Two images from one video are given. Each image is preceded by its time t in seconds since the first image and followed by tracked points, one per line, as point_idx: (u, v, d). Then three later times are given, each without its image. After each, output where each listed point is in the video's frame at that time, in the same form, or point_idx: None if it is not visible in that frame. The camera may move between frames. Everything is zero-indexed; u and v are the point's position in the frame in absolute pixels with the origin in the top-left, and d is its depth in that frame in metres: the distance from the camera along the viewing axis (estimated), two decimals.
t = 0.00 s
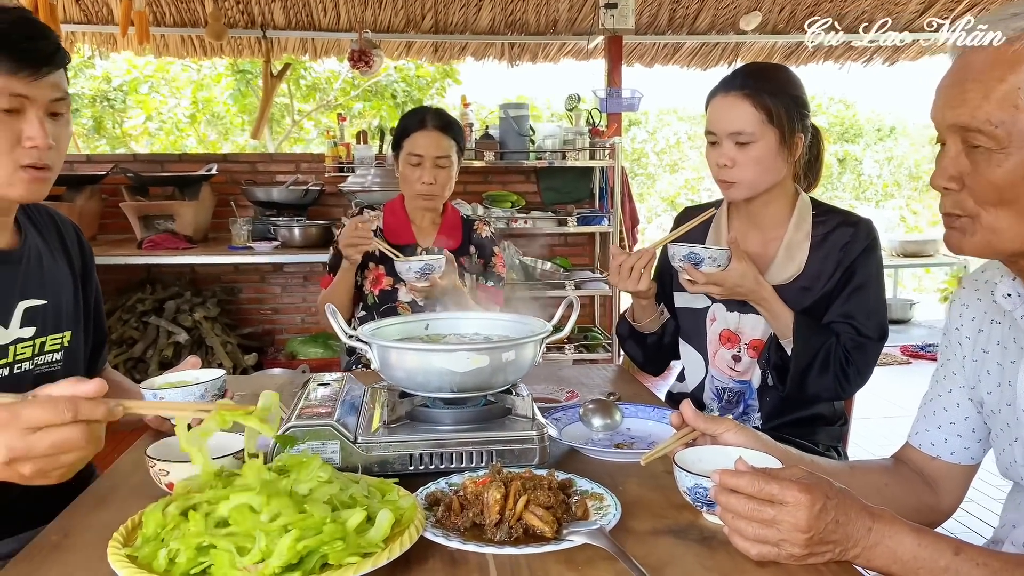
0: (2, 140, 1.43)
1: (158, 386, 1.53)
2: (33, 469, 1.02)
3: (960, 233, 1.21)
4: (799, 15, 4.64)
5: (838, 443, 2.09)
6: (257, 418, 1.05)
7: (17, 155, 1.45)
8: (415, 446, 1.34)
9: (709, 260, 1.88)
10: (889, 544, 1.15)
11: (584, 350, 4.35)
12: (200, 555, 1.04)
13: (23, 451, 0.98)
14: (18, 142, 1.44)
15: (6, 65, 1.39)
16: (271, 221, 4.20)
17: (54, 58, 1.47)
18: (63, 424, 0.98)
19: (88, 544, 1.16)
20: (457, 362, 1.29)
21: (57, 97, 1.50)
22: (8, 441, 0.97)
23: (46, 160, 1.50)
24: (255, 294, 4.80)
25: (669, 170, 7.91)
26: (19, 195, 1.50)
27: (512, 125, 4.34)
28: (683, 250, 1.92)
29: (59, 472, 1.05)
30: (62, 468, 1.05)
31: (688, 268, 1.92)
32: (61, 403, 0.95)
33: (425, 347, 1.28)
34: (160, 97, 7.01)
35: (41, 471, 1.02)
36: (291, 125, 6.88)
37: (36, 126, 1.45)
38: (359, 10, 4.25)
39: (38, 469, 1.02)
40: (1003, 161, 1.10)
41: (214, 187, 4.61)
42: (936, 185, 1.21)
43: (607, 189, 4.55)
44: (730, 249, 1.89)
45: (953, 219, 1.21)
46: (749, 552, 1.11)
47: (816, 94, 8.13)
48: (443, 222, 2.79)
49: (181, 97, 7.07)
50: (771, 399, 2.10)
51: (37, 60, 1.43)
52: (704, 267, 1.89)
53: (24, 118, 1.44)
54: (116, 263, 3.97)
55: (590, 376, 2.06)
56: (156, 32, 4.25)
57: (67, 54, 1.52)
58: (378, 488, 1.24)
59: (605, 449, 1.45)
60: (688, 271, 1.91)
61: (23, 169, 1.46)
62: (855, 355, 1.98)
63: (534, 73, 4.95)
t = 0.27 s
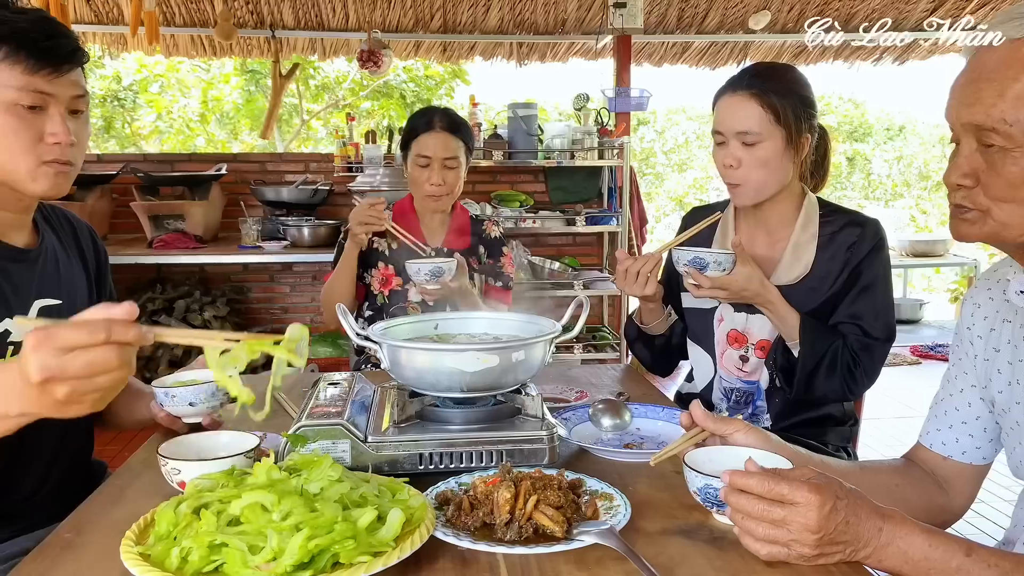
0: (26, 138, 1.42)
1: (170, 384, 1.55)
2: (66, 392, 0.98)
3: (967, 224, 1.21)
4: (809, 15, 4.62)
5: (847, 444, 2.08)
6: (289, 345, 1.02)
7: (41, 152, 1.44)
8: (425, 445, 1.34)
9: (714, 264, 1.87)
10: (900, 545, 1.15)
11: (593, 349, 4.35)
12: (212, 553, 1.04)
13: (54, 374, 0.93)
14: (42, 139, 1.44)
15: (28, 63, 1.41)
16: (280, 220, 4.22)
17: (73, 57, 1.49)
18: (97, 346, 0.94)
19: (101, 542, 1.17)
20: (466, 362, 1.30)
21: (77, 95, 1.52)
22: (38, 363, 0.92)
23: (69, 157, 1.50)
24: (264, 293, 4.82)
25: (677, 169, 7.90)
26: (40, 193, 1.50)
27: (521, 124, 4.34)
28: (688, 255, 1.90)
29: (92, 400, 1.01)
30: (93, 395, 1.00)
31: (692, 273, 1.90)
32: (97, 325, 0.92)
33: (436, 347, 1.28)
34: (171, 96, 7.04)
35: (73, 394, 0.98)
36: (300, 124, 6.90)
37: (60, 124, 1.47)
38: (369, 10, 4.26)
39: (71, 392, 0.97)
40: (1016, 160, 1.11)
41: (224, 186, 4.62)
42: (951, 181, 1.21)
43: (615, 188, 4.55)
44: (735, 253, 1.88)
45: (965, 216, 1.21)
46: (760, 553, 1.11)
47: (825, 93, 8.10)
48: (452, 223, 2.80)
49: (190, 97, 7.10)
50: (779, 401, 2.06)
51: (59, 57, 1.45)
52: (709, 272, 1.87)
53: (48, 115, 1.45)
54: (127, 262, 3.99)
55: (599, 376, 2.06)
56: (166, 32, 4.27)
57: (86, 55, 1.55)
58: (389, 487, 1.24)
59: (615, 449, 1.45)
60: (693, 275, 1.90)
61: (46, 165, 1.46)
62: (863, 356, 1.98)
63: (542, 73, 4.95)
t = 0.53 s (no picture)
0: (58, 133, 1.44)
1: (180, 383, 1.56)
2: (183, 268, 1.01)
3: (975, 223, 1.23)
4: (817, 14, 4.60)
5: (857, 445, 2.06)
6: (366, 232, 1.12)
7: (71, 147, 1.46)
8: (433, 445, 1.34)
9: (702, 278, 1.90)
10: (910, 546, 1.15)
11: (600, 350, 4.35)
12: (222, 552, 1.04)
13: (180, 241, 0.98)
14: (71, 134, 1.46)
15: (51, 60, 1.44)
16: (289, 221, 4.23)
17: (89, 56, 1.52)
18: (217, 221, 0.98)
19: (112, 541, 1.17)
20: (474, 362, 1.30)
21: (97, 90, 1.55)
22: (167, 230, 0.96)
23: (93, 151, 1.53)
24: (272, 293, 4.83)
25: (685, 170, 7.88)
26: (68, 190, 1.51)
27: (528, 125, 4.35)
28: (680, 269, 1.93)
29: (204, 275, 1.04)
30: (201, 274, 1.04)
31: (681, 287, 1.92)
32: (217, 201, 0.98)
33: (445, 347, 1.28)
34: (179, 97, 7.07)
35: (189, 271, 1.02)
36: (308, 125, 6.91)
37: (86, 119, 1.50)
38: (376, 11, 4.27)
39: (192, 262, 1.01)
40: (1021, 161, 1.12)
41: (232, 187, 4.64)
42: (957, 180, 1.23)
43: (623, 189, 4.55)
44: (723, 269, 1.91)
45: (969, 215, 1.23)
46: (768, 553, 1.10)
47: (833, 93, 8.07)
48: (459, 223, 2.80)
49: (199, 97, 7.13)
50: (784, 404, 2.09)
51: (77, 55, 1.49)
52: (698, 287, 1.91)
53: (75, 111, 1.48)
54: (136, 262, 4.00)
55: (608, 376, 2.06)
56: (175, 33, 4.28)
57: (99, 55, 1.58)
58: (398, 487, 1.24)
59: (623, 450, 1.45)
60: (683, 290, 1.91)
61: (74, 160, 1.48)
62: (865, 358, 1.98)
63: (550, 73, 4.94)
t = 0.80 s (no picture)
0: (73, 129, 1.48)
1: (189, 384, 1.57)
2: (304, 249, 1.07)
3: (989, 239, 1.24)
4: (825, 15, 4.58)
5: (864, 446, 2.05)
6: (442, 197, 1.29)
7: (85, 143, 1.51)
8: (440, 446, 1.35)
9: (680, 310, 1.86)
10: (917, 549, 1.14)
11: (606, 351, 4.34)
12: (230, 553, 1.04)
13: (302, 226, 1.05)
14: (86, 130, 1.51)
15: (64, 60, 1.48)
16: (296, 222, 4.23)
17: (100, 56, 1.57)
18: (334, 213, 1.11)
19: (121, 541, 1.18)
20: (481, 363, 1.30)
21: (108, 88, 1.58)
22: (295, 212, 1.04)
23: (105, 146, 1.57)
24: (279, 294, 4.84)
25: (691, 170, 7.87)
26: (84, 185, 1.56)
27: (535, 125, 4.35)
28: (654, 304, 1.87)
29: (317, 260, 1.11)
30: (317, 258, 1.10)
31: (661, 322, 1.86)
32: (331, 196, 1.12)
33: (452, 348, 1.29)
34: (188, 99, 7.11)
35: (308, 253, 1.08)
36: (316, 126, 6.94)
37: (100, 116, 1.54)
38: (383, 12, 4.28)
39: (311, 246, 1.08)
40: None
41: (240, 188, 4.66)
42: (963, 183, 1.24)
43: (630, 190, 4.55)
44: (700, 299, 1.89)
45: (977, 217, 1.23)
46: (775, 556, 1.10)
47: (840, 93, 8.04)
48: (466, 225, 2.79)
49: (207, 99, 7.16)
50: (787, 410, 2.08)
51: (89, 55, 1.53)
52: (677, 319, 1.86)
53: (89, 109, 1.52)
54: (144, 262, 4.02)
55: (615, 378, 2.06)
56: (183, 34, 4.30)
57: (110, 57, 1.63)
58: (405, 488, 1.24)
59: (630, 452, 1.45)
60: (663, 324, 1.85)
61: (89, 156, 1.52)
62: (866, 359, 1.96)
63: (556, 74, 4.95)
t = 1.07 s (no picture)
0: (94, 128, 1.51)
1: (197, 384, 1.57)
2: (358, 249, 1.20)
3: (992, 226, 1.24)
4: (832, 16, 4.57)
5: (872, 447, 2.05)
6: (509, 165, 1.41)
7: (106, 142, 1.53)
8: (449, 448, 1.35)
9: (664, 350, 1.86)
10: (928, 552, 1.14)
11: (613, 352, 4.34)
12: (240, 553, 1.05)
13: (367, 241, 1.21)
14: (107, 130, 1.53)
15: (85, 61, 1.50)
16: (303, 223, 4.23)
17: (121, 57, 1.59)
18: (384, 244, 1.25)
19: (131, 541, 1.18)
20: (489, 364, 1.30)
21: (128, 90, 1.61)
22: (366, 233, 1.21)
23: (127, 147, 1.60)
24: (286, 294, 4.85)
25: (697, 171, 7.87)
26: (103, 182, 1.58)
27: (542, 127, 4.34)
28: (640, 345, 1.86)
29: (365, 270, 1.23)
30: (374, 273, 1.24)
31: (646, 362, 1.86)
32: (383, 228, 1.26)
33: (460, 349, 1.29)
34: (196, 100, 7.13)
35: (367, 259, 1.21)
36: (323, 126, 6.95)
37: (120, 117, 1.57)
38: (390, 13, 4.28)
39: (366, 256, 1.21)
40: None
41: (248, 189, 4.68)
42: (973, 186, 1.24)
43: (636, 191, 4.55)
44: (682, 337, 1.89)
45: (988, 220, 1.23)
46: (785, 558, 1.09)
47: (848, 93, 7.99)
48: (472, 225, 2.78)
49: (214, 100, 7.19)
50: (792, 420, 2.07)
51: (109, 56, 1.54)
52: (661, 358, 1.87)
53: (109, 109, 1.54)
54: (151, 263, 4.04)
55: (622, 379, 2.05)
56: (190, 36, 4.32)
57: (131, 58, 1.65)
58: (414, 489, 1.25)
59: (638, 453, 1.46)
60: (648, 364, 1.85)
61: (109, 155, 1.54)
62: (863, 358, 1.95)
63: (563, 75, 4.95)
